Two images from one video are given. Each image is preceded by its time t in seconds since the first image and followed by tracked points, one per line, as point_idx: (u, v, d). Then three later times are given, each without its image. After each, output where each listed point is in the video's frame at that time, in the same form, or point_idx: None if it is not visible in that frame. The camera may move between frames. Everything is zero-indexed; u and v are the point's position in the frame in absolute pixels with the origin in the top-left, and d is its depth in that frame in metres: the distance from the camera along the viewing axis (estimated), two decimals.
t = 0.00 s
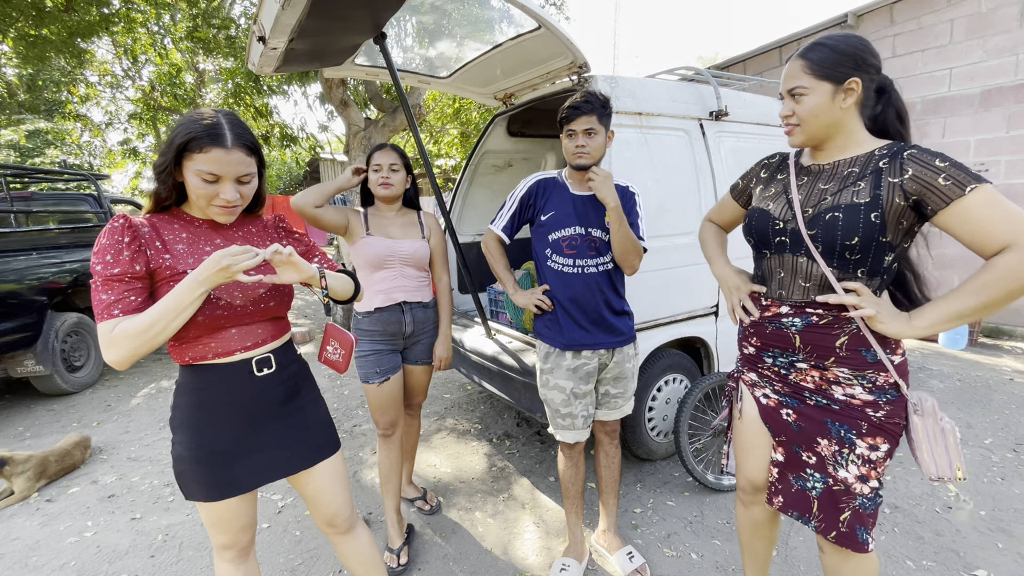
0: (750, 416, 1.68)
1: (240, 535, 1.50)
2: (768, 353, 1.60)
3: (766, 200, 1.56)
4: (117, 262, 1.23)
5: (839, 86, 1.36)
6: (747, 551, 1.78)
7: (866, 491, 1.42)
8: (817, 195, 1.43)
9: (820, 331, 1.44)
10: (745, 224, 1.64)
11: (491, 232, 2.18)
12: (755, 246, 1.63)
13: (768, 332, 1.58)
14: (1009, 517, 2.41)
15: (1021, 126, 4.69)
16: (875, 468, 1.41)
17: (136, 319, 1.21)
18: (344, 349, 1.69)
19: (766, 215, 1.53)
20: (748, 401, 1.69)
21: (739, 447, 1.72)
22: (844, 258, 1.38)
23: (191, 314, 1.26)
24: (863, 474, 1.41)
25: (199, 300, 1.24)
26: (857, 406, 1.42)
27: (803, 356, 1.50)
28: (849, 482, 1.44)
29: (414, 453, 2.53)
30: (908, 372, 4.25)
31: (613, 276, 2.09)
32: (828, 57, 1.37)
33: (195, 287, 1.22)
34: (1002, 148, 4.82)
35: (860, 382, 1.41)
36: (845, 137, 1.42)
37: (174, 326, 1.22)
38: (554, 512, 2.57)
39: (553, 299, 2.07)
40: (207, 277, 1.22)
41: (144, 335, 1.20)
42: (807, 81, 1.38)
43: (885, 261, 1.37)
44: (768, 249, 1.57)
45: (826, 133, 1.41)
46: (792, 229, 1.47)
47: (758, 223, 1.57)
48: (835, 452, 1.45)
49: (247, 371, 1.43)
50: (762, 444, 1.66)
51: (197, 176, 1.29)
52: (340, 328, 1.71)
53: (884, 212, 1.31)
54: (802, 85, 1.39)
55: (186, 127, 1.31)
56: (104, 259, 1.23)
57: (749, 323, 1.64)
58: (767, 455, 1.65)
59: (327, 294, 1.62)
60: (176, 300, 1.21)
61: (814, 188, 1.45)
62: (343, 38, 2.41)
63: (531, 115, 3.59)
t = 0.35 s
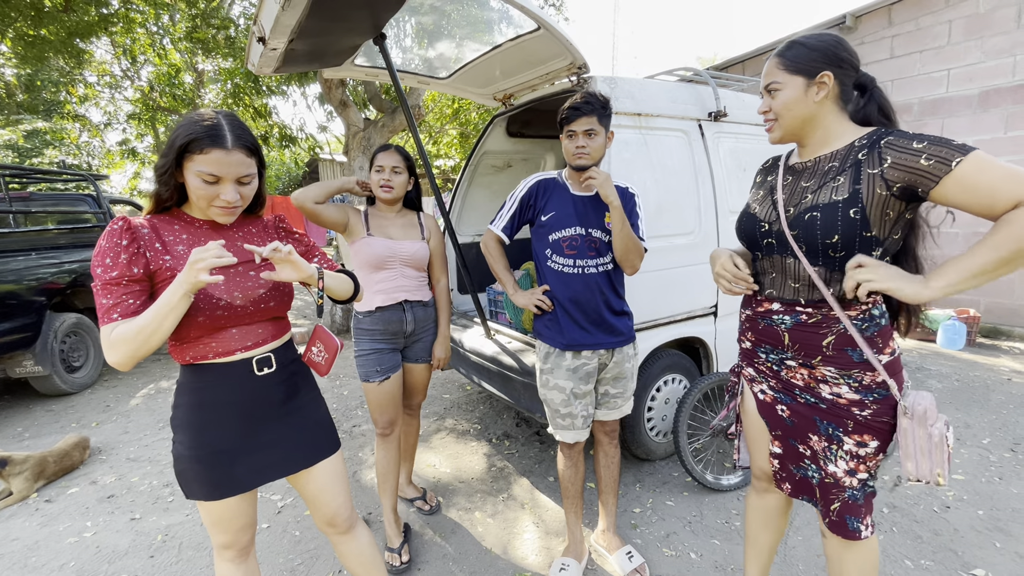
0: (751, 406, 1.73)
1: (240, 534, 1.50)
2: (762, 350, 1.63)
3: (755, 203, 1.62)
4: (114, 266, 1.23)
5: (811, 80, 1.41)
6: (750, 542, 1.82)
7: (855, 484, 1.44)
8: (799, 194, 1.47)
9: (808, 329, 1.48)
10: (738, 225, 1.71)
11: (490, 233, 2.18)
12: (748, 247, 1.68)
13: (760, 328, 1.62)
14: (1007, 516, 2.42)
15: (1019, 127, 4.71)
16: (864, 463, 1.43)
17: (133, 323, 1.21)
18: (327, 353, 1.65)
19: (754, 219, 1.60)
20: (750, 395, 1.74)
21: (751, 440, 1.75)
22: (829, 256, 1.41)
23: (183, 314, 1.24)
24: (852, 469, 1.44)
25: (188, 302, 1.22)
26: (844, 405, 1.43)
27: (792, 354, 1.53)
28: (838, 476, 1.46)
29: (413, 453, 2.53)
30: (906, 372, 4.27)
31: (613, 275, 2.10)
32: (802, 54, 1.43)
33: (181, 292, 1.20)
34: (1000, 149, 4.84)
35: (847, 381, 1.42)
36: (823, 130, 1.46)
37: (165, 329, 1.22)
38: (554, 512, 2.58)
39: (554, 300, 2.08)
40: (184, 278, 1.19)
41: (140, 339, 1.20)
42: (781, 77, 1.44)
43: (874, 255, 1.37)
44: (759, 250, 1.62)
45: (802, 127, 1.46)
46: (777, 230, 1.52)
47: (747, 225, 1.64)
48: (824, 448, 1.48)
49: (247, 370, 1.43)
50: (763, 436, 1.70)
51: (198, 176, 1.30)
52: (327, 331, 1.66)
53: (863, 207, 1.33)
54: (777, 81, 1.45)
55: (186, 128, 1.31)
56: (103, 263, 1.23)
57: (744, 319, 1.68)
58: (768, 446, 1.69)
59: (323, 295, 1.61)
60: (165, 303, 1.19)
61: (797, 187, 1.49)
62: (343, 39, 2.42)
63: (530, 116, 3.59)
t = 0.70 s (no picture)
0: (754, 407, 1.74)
1: (237, 533, 1.50)
2: (757, 353, 1.64)
3: (742, 205, 1.64)
4: (116, 263, 1.24)
5: (800, 81, 1.42)
6: (752, 538, 1.84)
7: (849, 484, 1.45)
8: (783, 195, 1.48)
9: (800, 332, 1.48)
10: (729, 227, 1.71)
11: (489, 233, 2.19)
12: (736, 248, 1.70)
13: (755, 331, 1.62)
14: (1004, 517, 2.42)
15: (1017, 129, 4.73)
16: (857, 464, 1.44)
17: (137, 318, 1.22)
18: (332, 354, 1.64)
19: (742, 220, 1.61)
20: (751, 397, 1.75)
21: (756, 443, 1.78)
22: (811, 258, 1.42)
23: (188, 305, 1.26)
24: (844, 469, 1.45)
25: (192, 295, 1.24)
26: (835, 408, 1.44)
27: (784, 357, 1.54)
28: (832, 477, 1.48)
29: (410, 453, 2.54)
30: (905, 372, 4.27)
31: (611, 275, 2.10)
32: (793, 56, 1.44)
33: (188, 283, 1.22)
34: (998, 150, 4.85)
35: (838, 385, 1.43)
36: (814, 131, 1.46)
37: (172, 321, 1.22)
38: (552, 512, 2.58)
39: (552, 300, 2.08)
40: (192, 268, 1.21)
41: (144, 333, 1.21)
42: (771, 77, 1.46)
43: (856, 257, 1.36)
44: (748, 252, 1.64)
45: (791, 127, 1.47)
46: (763, 232, 1.53)
47: (736, 227, 1.65)
48: (818, 449, 1.50)
49: (245, 369, 1.43)
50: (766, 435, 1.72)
51: (198, 175, 1.30)
52: (329, 331, 1.66)
53: (842, 209, 1.33)
54: (768, 82, 1.46)
55: (186, 128, 1.31)
56: (103, 260, 1.23)
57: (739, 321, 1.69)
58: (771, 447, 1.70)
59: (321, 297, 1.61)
60: (172, 296, 1.21)
61: (782, 188, 1.50)
62: (342, 39, 2.42)
63: (529, 116, 3.59)
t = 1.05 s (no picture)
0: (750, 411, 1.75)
1: (235, 534, 1.50)
2: (755, 356, 1.64)
3: (740, 206, 1.64)
4: (116, 262, 1.23)
5: (793, 84, 1.43)
6: (749, 540, 1.84)
7: (847, 486, 1.45)
8: (781, 195, 1.48)
9: (800, 335, 1.47)
10: (727, 228, 1.71)
11: (487, 234, 2.19)
12: (737, 249, 1.70)
13: (754, 334, 1.62)
14: (1002, 520, 2.43)
15: (1016, 132, 4.73)
16: (856, 466, 1.44)
17: (138, 318, 1.22)
18: (325, 356, 1.62)
19: (740, 221, 1.61)
20: (748, 400, 1.75)
21: (751, 446, 1.79)
22: (812, 257, 1.42)
23: (193, 308, 1.26)
24: (843, 471, 1.45)
25: (197, 297, 1.24)
26: (835, 410, 1.44)
27: (784, 360, 1.53)
28: (830, 479, 1.48)
29: (408, 455, 2.53)
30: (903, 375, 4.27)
31: (610, 276, 2.10)
32: (788, 60, 1.45)
33: (196, 286, 1.23)
34: (997, 153, 4.86)
35: (840, 387, 1.42)
36: (807, 133, 1.47)
37: (173, 323, 1.22)
38: (550, 514, 2.58)
39: (551, 301, 2.08)
40: (198, 271, 1.22)
41: (145, 333, 1.21)
42: (765, 81, 1.47)
43: (856, 257, 1.37)
44: (747, 252, 1.64)
45: (784, 129, 1.48)
46: (763, 232, 1.53)
47: (735, 228, 1.65)
48: (817, 452, 1.50)
49: (243, 369, 1.43)
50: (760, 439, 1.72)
51: (200, 175, 1.30)
52: (324, 332, 1.64)
53: (841, 208, 1.34)
54: (761, 85, 1.47)
55: (188, 128, 1.31)
56: (102, 259, 1.23)
57: (737, 325, 1.68)
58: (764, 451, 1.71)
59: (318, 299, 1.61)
60: (177, 298, 1.21)
61: (780, 188, 1.50)
62: (343, 39, 2.42)
63: (529, 117, 3.60)
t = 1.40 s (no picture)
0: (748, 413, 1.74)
1: (229, 535, 1.49)
2: (753, 359, 1.63)
3: (737, 208, 1.63)
4: (110, 261, 1.23)
5: (782, 88, 1.44)
6: (745, 543, 1.84)
7: (845, 489, 1.45)
8: (779, 196, 1.48)
9: (799, 337, 1.47)
10: (725, 229, 1.71)
11: (484, 235, 2.18)
12: (735, 251, 1.69)
13: (752, 336, 1.61)
14: (999, 523, 2.42)
15: (1015, 134, 4.74)
16: (853, 469, 1.44)
17: (133, 318, 1.21)
18: (321, 357, 1.58)
19: (738, 223, 1.61)
20: (745, 403, 1.75)
21: (748, 449, 1.78)
22: (810, 259, 1.41)
23: (189, 308, 1.25)
24: (841, 474, 1.45)
25: (193, 298, 1.24)
26: (834, 413, 1.44)
27: (782, 363, 1.53)
28: (828, 482, 1.47)
29: (405, 456, 2.52)
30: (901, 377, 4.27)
31: (608, 277, 2.10)
32: (786, 64, 1.45)
33: (192, 287, 1.22)
34: (996, 156, 4.86)
35: (838, 390, 1.42)
36: (800, 134, 1.47)
37: (168, 324, 1.22)
38: (547, 515, 2.57)
39: (548, 303, 2.07)
40: (195, 272, 1.22)
41: (139, 333, 1.20)
42: (757, 86, 1.48)
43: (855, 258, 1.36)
44: (745, 254, 1.63)
45: (777, 132, 1.49)
46: (761, 233, 1.52)
47: (733, 229, 1.64)
48: (815, 455, 1.49)
49: (238, 370, 1.42)
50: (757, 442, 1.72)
51: (195, 174, 1.29)
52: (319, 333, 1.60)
53: (840, 209, 1.33)
54: (752, 91, 1.50)
55: (185, 127, 1.30)
56: (96, 258, 1.22)
57: (736, 327, 1.68)
58: (760, 454, 1.71)
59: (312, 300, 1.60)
60: (173, 299, 1.21)
61: (777, 189, 1.50)
62: (341, 39, 2.42)
63: (528, 118, 3.60)
